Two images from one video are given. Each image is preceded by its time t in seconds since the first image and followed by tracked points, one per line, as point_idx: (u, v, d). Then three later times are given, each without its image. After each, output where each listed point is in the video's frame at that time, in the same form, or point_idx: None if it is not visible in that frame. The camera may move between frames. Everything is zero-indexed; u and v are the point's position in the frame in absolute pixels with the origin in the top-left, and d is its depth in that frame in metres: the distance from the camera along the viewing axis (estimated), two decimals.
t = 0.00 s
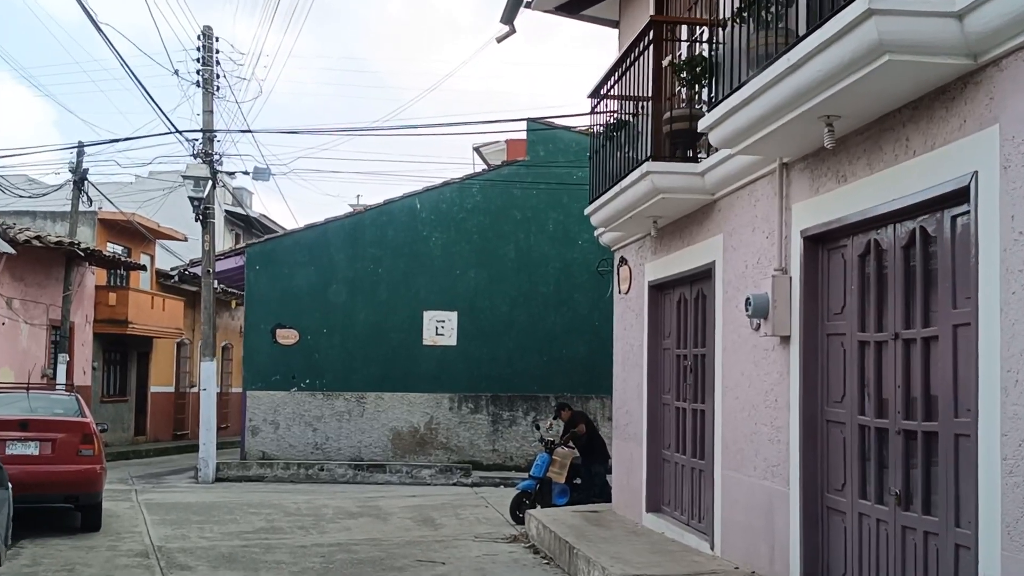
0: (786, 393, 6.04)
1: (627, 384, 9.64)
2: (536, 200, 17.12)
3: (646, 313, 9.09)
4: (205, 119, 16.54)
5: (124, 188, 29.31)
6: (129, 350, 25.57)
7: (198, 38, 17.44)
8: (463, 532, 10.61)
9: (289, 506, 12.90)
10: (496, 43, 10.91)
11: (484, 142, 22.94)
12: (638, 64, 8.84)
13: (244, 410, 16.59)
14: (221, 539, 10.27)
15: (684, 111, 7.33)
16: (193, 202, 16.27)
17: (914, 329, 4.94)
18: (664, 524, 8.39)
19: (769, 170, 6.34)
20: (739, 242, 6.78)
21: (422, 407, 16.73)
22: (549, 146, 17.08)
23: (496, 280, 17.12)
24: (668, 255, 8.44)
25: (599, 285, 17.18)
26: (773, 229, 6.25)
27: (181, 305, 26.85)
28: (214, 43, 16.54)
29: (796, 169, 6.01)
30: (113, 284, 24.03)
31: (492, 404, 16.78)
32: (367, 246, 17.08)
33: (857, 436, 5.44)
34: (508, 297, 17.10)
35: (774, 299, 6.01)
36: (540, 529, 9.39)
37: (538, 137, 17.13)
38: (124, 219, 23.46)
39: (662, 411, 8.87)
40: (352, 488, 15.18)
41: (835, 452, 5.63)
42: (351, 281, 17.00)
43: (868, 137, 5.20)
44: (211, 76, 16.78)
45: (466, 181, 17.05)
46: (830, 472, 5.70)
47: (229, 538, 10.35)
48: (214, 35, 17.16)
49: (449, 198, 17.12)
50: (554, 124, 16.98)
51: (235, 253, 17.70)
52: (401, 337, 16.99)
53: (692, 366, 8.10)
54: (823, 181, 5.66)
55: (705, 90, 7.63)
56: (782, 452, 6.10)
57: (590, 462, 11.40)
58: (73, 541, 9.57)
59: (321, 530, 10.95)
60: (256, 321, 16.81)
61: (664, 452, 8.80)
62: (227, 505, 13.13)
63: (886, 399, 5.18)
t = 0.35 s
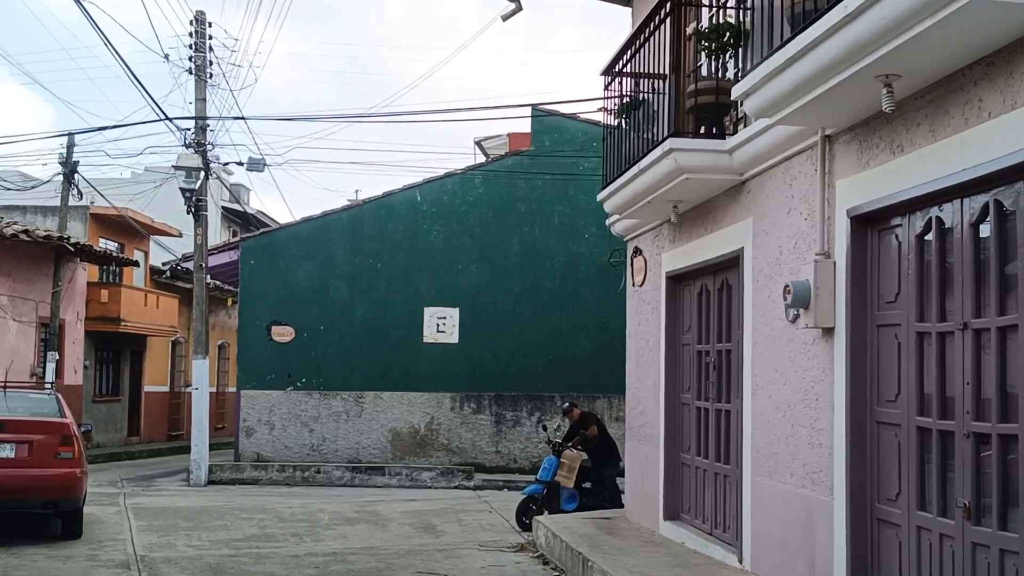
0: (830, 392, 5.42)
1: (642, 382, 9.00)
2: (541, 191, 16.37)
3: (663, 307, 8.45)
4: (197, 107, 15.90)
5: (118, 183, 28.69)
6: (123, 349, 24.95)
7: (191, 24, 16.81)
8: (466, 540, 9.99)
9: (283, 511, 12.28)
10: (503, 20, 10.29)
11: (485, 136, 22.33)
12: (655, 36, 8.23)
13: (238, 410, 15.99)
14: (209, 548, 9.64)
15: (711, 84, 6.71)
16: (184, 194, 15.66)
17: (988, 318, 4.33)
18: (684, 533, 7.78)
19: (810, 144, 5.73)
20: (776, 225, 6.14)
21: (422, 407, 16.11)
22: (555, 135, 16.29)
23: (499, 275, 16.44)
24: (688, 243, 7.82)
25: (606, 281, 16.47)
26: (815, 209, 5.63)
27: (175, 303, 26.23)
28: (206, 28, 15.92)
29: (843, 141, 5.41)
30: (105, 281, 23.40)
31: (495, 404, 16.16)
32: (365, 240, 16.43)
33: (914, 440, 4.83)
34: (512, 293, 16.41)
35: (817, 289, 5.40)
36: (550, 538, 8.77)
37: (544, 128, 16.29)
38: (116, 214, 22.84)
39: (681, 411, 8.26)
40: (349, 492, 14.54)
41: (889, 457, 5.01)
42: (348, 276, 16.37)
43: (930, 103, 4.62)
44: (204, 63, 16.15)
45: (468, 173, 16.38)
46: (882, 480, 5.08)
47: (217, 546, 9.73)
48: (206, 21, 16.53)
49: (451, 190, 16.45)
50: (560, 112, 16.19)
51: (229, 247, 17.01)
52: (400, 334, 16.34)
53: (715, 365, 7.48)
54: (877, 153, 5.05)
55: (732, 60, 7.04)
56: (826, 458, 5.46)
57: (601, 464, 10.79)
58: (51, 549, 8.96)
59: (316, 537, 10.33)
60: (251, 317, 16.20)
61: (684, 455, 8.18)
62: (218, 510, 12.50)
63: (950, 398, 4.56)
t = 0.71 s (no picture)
0: (890, 390, 4.78)
1: (661, 380, 8.36)
2: (548, 182, 15.67)
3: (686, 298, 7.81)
4: (189, 94, 15.26)
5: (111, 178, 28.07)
6: (116, 347, 24.32)
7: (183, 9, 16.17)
8: (472, 548, 9.35)
9: (277, 516, 11.64)
10: None
11: (488, 130, 21.69)
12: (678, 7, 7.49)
13: (232, 409, 15.37)
14: (197, 557, 9.00)
15: (745, 48, 6.08)
16: (176, 184, 15.04)
17: None
18: (710, 543, 7.15)
19: (864, 110, 5.10)
20: (825, 204, 5.49)
21: (424, 406, 15.46)
22: (562, 123, 15.63)
23: (503, 269, 15.73)
24: (716, 227, 7.18)
25: (615, 276, 15.71)
26: (872, 182, 4.99)
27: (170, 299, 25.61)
28: (199, 12, 15.28)
29: (907, 104, 4.78)
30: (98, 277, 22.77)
31: (499, 403, 15.48)
32: (365, 232, 15.77)
33: (993, 443, 4.17)
34: (517, 288, 15.71)
35: (875, 272, 4.76)
36: (563, 547, 8.15)
37: (550, 115, 15.63)
38: (109, 208, 22.21)
39: (706, 411, 7.60)
40: (347, 495, 13.89)
41: (961, 462, 4.36)
42: (346, 270, 15.72)
43: (1017, 54, 3.99)
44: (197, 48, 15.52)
45: (471, 162, 15.72)
46: (952, 488, 4.43)
47: (206, 555, 9.09)
48: (199, 5, 15.89)
49: (453, 180, 15.77)
50: (567, 100, 15.55)
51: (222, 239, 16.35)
52: (400, 331, 15.70)
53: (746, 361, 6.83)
54: (950, 115, 4.42)
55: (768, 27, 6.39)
56: (886, 464, 4.81)
57: (616, 469, 10.12)
58: (25, 559, 8.32)
59: (312, 545, 9.69)
60: (245, 313, 15.57)
61: (708, 459, 7.53)
62: (209, 514, 11.86)
63: None
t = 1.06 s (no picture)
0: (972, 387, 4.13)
1: (686, 378, 7.71)
2: (556, 172, 14.94)
3: (714, 288, 7.16)
4: (181, 80, 14.62)
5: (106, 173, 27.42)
6: (109, 346, 23.67)
7: None
8: (481, 558, 8.72)
9: (272, 524, 11.00)
10: None
11: (492, 124, 21.01)
12: None
13: (227, 409, 14.75)
14: (185, 568, 8.37)
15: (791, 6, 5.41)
16: (167, 174, 14.39)
17: None
18: (744, 557, 6.50)
19: (939, 67, 4.44)
20: (888, 176, 4.86)
21: (426, 406, 14.80)
22: (571, 111, 14.90)
23: (509, 264, 15.00)
24: (751, 210, 6.53)
25: (625, 270, 14.90)
26: (949, 149, 4.34)
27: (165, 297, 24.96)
28: None
29: (989, 58, 4.14)
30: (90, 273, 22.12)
31: (505, 403, 14.80)
32: (365, 225, 15.11)
33: None
34: (523, 283, 14.97)
35: (953, 249, 4.14)
36: (580, 559, 7.52)
37: (558, 102, 14.89)
38: (101, 203, 21.56)
39: (738, 411, 6.94)
40: (346, 499, 13.24)
41: None
42: (345, 265, 15.06)
43: None
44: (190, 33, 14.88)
45: (476, 152, 15.03)
46: None
47: (194, 567, 8.45)
48: None
49: (457, 171, 15.08)
50: (576, 86, 14.84)
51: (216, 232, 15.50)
52: (402, 328, 15.00)
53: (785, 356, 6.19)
54: None
55: None
56: (965, 473, 4.17)
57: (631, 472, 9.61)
58: None
59: (308, 555, 9.05)
60: (241, 310, 14.94)
61: (741, 464, 6.87)
62: (200, 521, 11.22)
63: None
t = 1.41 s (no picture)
0: None
1: (719, 376, 7.05)
2: (568, 161, 14.28)
3: (754, 276, 6.48)
4: (175, 65, 13.96)
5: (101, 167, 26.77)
6: (104, 345, 23.02)
7: None
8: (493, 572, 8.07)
9: (269, 532, 10.34)
10: None
11: (496, 115, 20.34)
12: None
13: (223, 410, 14.08)
14: None
15: None
16: (159, 163, 13.72)
17: None
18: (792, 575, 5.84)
19: None
20: (975, 140, 4.20)
21: (431, 406, 14.12)
22: (583, 97, 14.26)
23: (517, 257, 14.32)
24: (799, 186, 5.87)
25: (640, 264, 14.24)
26: None
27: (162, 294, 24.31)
28: None
29: None
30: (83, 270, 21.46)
31: (513, 403, 14.10)
32: (367, 218, 14.44)
33: None
34: (532, 277, 14.29)
35: None
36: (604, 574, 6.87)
37: (570, 88, 14.26)
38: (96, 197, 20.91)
39: (782, 412, 6.27)
40: (348, 505, 12.58)
41: None
42: (347, 259, 14.38)
43: None
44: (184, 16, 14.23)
45: (483, 140, 14.37)
46: None
47: None
48: None
49: (463, 160, 14.42)
50: (589, 71, 14.19)
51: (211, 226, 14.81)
52: (406, 324, 14.33)
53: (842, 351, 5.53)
54: None
55: None
56: None
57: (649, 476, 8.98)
58: None
59: (307, 567, 8.39)
60: (238, 307, 14.27)
61: (786, 471, 6.19)
62: (193, 529, 10.56)
63: None
